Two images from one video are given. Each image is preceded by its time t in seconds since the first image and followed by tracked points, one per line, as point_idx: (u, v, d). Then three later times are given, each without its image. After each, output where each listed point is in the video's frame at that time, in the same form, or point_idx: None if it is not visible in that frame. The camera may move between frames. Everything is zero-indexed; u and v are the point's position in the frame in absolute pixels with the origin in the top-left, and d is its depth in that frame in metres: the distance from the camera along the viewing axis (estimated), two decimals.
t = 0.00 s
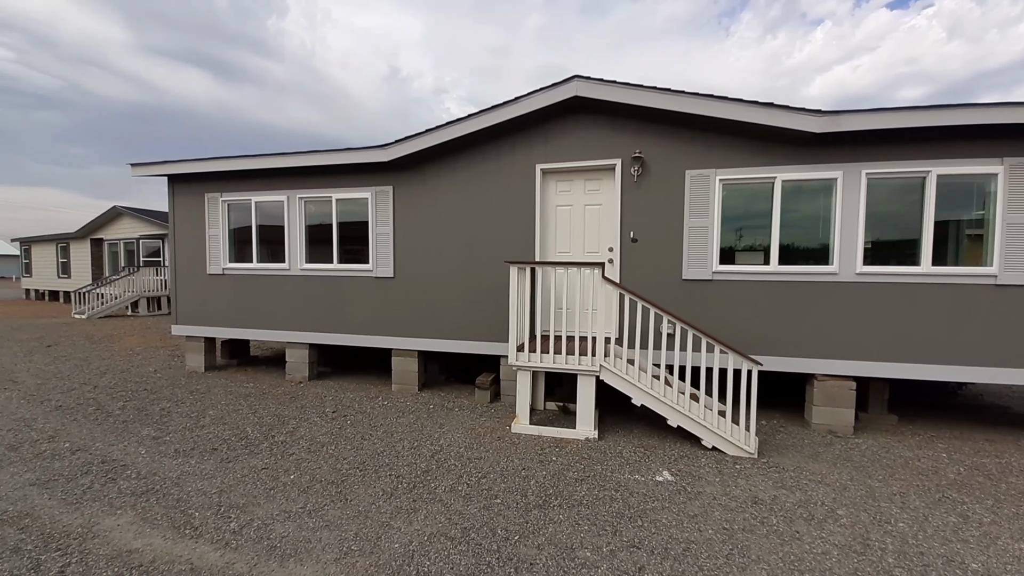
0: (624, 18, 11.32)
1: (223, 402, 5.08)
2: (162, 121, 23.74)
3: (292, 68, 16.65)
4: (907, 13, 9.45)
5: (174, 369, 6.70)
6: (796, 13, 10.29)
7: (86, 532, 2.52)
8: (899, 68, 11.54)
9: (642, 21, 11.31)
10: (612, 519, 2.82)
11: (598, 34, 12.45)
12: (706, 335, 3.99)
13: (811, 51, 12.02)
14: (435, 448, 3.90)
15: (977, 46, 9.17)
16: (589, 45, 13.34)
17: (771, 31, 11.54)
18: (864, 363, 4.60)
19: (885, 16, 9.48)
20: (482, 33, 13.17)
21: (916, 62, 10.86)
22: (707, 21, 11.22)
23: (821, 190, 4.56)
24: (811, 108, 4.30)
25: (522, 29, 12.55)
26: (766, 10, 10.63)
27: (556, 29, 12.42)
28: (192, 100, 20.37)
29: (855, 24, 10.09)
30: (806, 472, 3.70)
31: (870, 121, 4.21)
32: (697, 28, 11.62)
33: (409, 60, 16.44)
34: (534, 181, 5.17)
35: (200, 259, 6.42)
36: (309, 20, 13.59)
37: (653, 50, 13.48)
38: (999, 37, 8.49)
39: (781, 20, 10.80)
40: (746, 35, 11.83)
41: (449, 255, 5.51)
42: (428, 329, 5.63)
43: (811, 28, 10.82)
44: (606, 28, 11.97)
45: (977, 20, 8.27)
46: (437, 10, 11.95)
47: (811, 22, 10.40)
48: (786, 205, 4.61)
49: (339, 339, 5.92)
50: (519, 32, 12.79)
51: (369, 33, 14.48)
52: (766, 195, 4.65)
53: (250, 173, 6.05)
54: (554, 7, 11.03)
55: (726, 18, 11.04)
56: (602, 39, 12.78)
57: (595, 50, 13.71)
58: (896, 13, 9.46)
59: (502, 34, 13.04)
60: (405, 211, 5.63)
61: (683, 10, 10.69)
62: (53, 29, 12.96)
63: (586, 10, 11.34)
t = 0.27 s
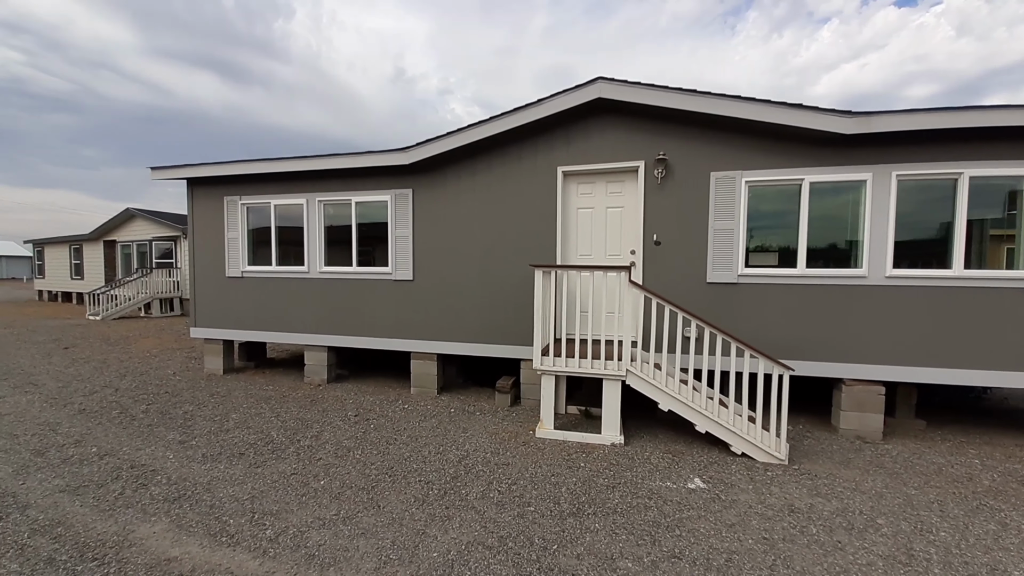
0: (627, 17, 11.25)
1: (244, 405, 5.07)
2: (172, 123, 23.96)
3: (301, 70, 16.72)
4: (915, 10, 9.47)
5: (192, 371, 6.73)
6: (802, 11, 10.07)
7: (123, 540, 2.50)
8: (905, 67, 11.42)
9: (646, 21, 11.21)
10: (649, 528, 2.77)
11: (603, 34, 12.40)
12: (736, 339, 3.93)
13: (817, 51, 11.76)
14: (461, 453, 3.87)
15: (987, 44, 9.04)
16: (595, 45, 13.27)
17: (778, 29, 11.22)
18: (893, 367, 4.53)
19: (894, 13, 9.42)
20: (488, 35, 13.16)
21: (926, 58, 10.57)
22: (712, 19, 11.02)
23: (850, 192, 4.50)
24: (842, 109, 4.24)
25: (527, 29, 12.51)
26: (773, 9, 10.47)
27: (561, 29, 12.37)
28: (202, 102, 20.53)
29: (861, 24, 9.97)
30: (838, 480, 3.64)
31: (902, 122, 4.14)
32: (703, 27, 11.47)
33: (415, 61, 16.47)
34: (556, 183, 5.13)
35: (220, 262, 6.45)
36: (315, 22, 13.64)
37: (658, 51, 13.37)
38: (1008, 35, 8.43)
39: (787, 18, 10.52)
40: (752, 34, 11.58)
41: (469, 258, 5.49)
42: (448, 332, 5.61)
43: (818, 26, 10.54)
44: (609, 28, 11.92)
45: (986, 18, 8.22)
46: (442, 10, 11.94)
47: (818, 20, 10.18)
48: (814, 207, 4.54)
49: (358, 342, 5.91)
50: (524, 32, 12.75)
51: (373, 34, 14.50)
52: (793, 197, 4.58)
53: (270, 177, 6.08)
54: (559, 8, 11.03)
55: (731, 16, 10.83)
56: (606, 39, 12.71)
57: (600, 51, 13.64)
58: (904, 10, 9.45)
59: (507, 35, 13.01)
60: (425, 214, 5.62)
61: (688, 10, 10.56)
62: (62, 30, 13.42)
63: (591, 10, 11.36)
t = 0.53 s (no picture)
0: (628, 16, 11.18)
1: (256, 407, 5.02)
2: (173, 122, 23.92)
3: (303, 70, 16.68)
4: (917, 9, 9.46)
5: (201, 372, 6.68)
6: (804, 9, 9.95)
7: (144, 546, 2.44)
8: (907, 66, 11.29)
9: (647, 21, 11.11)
10: (677, 532, 2.72)
11: (603, 34, 12.35)
12: (758, 340, 3.86)
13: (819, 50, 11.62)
14: (479, 455, 3.81)
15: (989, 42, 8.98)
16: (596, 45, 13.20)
17: (779, 28, 11.03)
18: (914, 368, 4.46)
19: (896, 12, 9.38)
20: (489, 35, 13.10)
21: (928, 57, 10.45)
22: (712, 18, 10.88)
23: (870, 190, 4.45)
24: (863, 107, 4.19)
25: (527, 29, 12.46)
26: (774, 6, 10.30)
27: (561, 29, 12.30)
28: (204, 103, 20.49)
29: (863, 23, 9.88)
30: (863, 482, 3.59)
31: (926, 120, 4.08)
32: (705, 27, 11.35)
33: (416, 61, 16.42)
34: (570, 182, 5.08)
35: (229, 262, 6.41)
36: (315, 22, 13.59)
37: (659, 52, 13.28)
38: (1010, 34, 8.41)
39: (789, 17, 10.36)
40: (752, 34, 11.40)
41: (482, 258, 5.44)
42: (460, 332, 5.56)
43: (818, 25, 10.39)
44: (609, 27, 11.85)
45: (987, 18, 8.19)
46: (442, 10, 11.88)
47: (819, 20, 10.07)
48: (834, 206, 4.49)
49: (370, 343, 5.87)
50: (524, 32, 12.69)
51: (372, 34, 14.42)
52: (813, 195, 4.54)
53: (280, 176, 6.04)
54: (561, 8, 11.01)
55: (732, 15, 10.67)
56: (607, 38, 12.64)
57: (602, 51, 13.57)
58: (905, 9, 9.45)
59: (507, 35, 12.96)
60: (437, 213, 5.57)
61: (688, 10, 10.47)
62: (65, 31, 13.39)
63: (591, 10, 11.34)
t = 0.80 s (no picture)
0: (629, 16, 11.07)
1: (263, 409, 4.91)
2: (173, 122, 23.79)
3: (303, 70, 16.54)
4: (917, 8, 9.37)
5: (205, 372, 6.56)
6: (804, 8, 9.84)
7: (154, 557, 2.33)
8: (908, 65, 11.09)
9: (647, 21, 10.98)
10: (708, 542, 2.61)
11: (603, 35, 12.25)
12: (783, 341, 3.72)
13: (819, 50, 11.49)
14: (495, 459, 3.70)
15: (989, 42, 8.89)
16: (597, 46, 13.08)
17: (778, 28, 10.88)
18: (939, 369, 4.35)
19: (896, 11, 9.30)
20: (489, 34, 12.99)
21: (927, 57, 10.33)
22: (712, 19, 10.70)
23: (893, 187, 4.34)
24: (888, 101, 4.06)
25: (527, 29, 12.35)
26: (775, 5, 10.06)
27: (562, 29, 12.19)
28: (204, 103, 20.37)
29: (863, 22, 9.76)
30: (891, 486, 3.49)
31: (952, 114, 3.97)
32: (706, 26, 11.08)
33: (416, 61, 16.30)
34: (583, 179, 4.96)
35: (234, 260, 6.30)
36: (315, 21, 13.48)
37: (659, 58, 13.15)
38: (1009, 33, 8.28)
39: (789, 15, 10.21)
40: (753, 33, 11.11)
41: (493, 256, 5.33)
42: (470, 332, 5.46)
43: (818, 24, 10.26)
44: (609, 28, 11.75)
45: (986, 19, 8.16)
46: (442, 10, 11.77)
47: (819, 19, 9.97)
48: (856, 202, 4.39)
49: (379, 343, 5.78)
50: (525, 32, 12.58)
51: (372, 34, 14.31)
52: (833, 192, 4.44)
53: (286, 174, 5.94)
54: (561, 7, 10.91)
55: (732, 15, 10.47)
56: (607, 39, 12.54)
57: (603, 52, 13.47)
58: (905, 8, 9.36)
59: (508, 34, 12.85)
60: (447, 210, 5.46)
61: (689, 10, 10.33)
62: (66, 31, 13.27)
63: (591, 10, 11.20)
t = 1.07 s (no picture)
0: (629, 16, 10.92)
1: (269, 414, 4.79)
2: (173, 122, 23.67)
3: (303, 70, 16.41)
4: (916, 8, 9.20)
5: (209, 376, 6.44)
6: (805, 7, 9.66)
7: None
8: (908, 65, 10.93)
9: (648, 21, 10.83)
10: (741, 558, 2.49)
11: (603, 35, 12.10)
12: (810, 345, 3.59)
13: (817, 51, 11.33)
14: (511, 467, 3.58)
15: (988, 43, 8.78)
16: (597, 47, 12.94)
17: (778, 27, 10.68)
18: (965, 373, 4.23)
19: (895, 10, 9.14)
20: (489, 33, 12.86)
21: (928, 57, 10.20)
22: (712, 18, 10.49)
23: (918, 186, 4.22)
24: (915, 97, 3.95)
25: (527, 28, 12.22)
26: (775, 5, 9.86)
27: (563, 28, 12.06)
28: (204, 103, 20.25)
29: (862, 21, 9.60)
30: (922, 495, 3.37)
31: (980, 112, 3.86)
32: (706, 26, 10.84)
33: (416, 61, 16.19)
34: (597, 178, 4.84)
35: (238, 262, 6.18)
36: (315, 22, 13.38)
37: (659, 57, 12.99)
38: (1010, 33, 8.12)
39: (789, 14, 10.02)
40: (753, 33, 10.89)
41: (503, 257, 5.21)
42: (480, 335, 5.34)
43: (818, 23, 10.08)
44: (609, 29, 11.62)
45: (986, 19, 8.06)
46: (442, 10, 11.68)
47: (819, 18, 9.80)
48: (879, 201, 4.27)
49: (386, 346, 5.66)
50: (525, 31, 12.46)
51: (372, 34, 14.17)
52: (856, 191, 4.32)
53: (292, 173, 5.82)
54: (562, 7, 10.81)
55: (732, 14, 10.27)
56: (606, 39, 12.40)
57: (603, 52, 13.33)
58: (905, 8, 9.19)
59: (509, 33, 12.72)
60: (456, 211, 5.34)
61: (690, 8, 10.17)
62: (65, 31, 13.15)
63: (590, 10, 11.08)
